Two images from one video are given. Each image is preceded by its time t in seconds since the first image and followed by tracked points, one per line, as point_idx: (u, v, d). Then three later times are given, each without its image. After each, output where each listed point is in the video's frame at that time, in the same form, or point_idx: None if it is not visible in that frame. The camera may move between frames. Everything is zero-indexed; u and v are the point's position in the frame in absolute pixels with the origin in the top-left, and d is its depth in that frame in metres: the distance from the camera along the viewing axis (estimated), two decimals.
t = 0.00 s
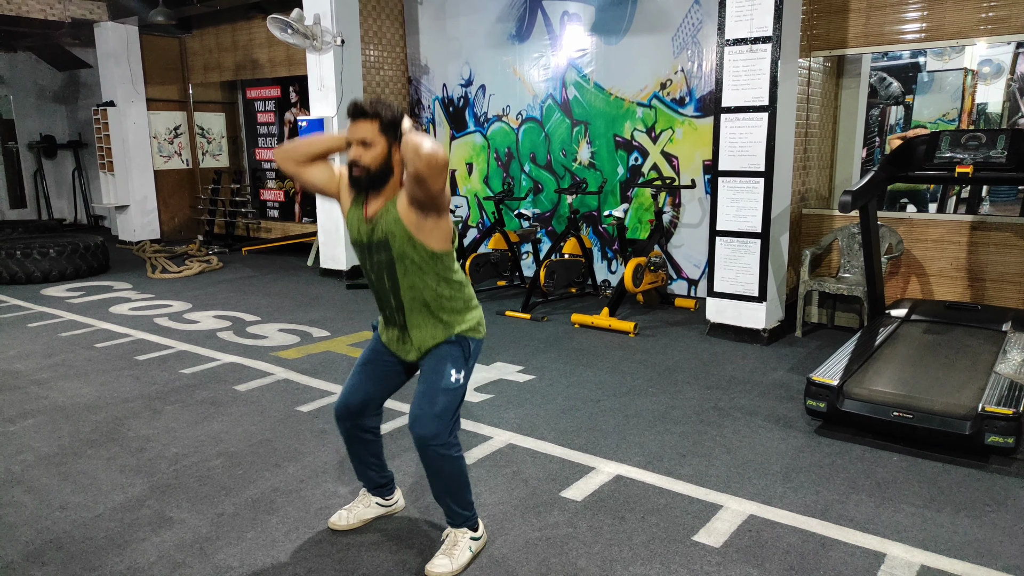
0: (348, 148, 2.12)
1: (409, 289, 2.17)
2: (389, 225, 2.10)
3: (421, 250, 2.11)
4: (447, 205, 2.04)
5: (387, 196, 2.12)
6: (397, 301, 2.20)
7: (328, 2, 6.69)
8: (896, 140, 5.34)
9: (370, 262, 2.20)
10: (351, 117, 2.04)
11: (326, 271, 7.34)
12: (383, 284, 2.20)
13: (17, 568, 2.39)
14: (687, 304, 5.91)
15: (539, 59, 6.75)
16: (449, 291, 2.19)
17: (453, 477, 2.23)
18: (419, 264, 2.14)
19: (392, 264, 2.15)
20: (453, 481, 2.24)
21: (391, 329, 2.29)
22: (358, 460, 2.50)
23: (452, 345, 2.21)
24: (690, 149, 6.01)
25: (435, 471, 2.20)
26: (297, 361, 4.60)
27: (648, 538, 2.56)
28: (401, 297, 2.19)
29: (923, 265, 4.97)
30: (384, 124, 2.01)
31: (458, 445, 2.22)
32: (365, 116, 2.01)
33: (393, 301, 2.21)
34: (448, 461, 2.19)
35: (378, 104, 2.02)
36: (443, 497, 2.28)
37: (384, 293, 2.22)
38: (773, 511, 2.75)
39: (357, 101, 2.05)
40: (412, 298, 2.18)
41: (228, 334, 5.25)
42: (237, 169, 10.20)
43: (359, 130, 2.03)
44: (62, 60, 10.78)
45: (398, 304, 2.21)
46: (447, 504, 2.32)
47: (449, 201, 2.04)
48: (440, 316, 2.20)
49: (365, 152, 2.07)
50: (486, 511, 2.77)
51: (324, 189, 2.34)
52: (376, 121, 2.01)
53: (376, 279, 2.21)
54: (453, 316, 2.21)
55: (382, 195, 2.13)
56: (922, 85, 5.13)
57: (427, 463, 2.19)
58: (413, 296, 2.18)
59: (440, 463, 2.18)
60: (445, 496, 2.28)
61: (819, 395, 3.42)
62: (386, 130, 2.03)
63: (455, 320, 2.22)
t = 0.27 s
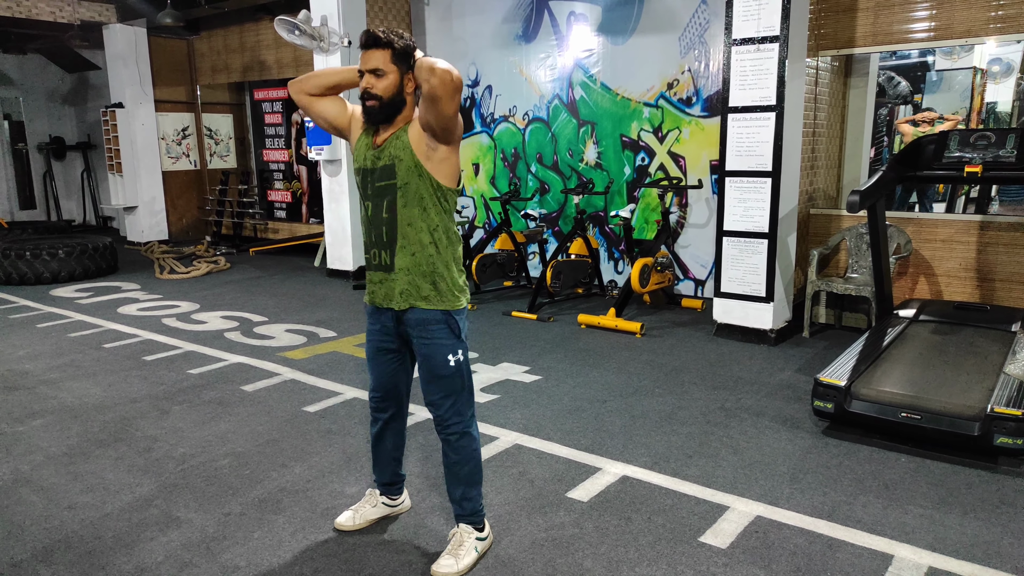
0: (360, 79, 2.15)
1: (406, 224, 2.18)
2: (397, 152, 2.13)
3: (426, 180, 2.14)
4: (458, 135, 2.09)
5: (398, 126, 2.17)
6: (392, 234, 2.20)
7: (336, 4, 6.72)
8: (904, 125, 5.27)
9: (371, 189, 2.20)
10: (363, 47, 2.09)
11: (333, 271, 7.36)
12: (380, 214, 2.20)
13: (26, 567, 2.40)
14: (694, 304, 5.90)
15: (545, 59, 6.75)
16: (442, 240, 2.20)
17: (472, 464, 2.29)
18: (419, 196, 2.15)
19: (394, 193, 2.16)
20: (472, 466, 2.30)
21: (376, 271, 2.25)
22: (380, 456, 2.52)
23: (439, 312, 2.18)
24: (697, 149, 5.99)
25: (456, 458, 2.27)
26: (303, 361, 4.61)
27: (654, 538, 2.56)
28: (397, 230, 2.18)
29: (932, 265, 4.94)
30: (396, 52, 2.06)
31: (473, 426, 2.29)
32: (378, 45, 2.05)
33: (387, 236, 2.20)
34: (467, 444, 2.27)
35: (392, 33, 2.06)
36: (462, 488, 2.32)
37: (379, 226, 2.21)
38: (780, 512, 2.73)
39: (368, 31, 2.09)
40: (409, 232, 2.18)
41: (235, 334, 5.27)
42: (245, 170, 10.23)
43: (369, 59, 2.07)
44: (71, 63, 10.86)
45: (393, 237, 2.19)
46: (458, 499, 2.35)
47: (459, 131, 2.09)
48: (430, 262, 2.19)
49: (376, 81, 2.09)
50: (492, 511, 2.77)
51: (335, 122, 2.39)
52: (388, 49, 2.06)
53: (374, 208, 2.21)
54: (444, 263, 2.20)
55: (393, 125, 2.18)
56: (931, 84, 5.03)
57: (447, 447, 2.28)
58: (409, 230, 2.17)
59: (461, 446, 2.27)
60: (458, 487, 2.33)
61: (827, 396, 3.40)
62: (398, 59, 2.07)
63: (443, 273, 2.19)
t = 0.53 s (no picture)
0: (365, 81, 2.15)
1: (403, 225, 2.18)
2: (401, 152, 2.14)
3: (428, 181, 2.16)
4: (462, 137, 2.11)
5: (402, 128, 2.18)
6: (387, 234, 2.18)
7: (334, 5, 6.72)
8: (903, 124, 5.26)
9: (371, 189, 2.20)
10: (368, 50, 2.09)
11: (332, 272, 7.36)
12: (378, 213, 2.19)
13: (25, 569, 2.40)
14: (693, 304, 5.90)
15: (544, 60, 6.75)
16: (437, 244, 2.21)
17: (473, 464, 2.29)
18: (420, 197, 2.17)
19: (394, 193, 2.17)
20: (473, 465, 2.30)
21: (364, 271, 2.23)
22: (381, 457, 2.52)
23: (427, 317, 2.18)
24: (697, 149, 5.99)
25: (457, 460, 2.27)
26: (303, 362, 4.61)
27: (654, 538, 2.56)
28: (393, 230, 2.18)
29: (931, 264, 4.94)
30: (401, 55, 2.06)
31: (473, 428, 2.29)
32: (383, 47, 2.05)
33: (381, 236, 2.19)
34: (467, 446, 2.27)
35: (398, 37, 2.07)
36: (462, 490, 2.32)
37: (373, 225, 2.20)
38: (780, 512, 2.73)
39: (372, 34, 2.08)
40: (405, 233, 2.18)
41: (235, 336, 5.27)
42: (244, 171, 10.23)
43: (374, 62, 2.07)
44: (70, 65, 10.86)
45: (388, 238, 2.19)
46: (457, 499, 2.34)
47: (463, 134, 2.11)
48: (423, 266, 2.19)
49: (381, 84, 2.09)
50: (491, 511, 2.77)
51: (338, 124, 2.36)
52: (393, 52, 2.06)
53: (372, 207, 2.20)
54: (436, 269, 2.20)
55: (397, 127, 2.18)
56: (929, 84, 5.03)
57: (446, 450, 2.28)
58: (407, 232, 2.18)
59: (461, 448, 2.26)
60: (458, 489, 2.32)
61: (826, 396, 3.40)
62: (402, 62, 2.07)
63: (434, 279, 2.19)
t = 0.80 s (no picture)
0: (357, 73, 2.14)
1: (399, 221, 2.16)
2: (393, 148, 2.13)
3: (421, 178, 2.15)
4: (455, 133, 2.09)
5: (393, 122, 2.17)
6: (384, 233, 2.18)
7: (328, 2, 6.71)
8: (897, 120, 5.24)
9: (366, 187, 2.20)
10: (360, 41, 2.08)
11: (328, 270, 7.35)
12: (373, 213, 2.19)
13: (20, 570, 2.39)
14: (690, 301, 5.91)
15: (539, 57, 6.74)
16: (435, 240, 2.20)
17: (470, 464, 2.29)
18: (414, 194, 2.15)
19: (388, 191, 2.16)
20: (471, 464, 2.30)
21: (368, 270, 2.24)
22: (374, 456, 2.52)
23: (432, 313, 2.19)
24: (692, 146, 5.99)
25: (454, 459, 2.27)
26: (299, 361, 4.61)
27: (650, 535, 2.56)
28: (389, 229, 2.17)
29: (926, 260, 4.95)
30: (393, 47, 2.06)
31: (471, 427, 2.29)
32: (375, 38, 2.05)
33: (379, 235, 2.19)
34: (465, 444, 2.27)
35: (390, 29, 2.07)
36: (459, 490, 2.32)
37: (370, 225, 2.20)
38: (776, 508, 2.74)
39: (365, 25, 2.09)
40: (402, 230, 2.17)
41: (230, 334, 5.26)
42: (239, 170, 10.21)
43: (366, 52, 2.07)
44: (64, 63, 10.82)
45: (385, 237, 2.18)
46: (454, 499, 2.34)
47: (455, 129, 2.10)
48: (422, 262, 2.18)
49: (373, 75, 2.09)
50: (488, 509, 2.77)
51: (331, 119, 2.37)
52: (385, 43, 2.06)
53: (368, 205, 2.20)
54: (435, 265, 2.19)
55: (388, 122, 2.17)
56: (924, 80, 5.03)
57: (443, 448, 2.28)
58: (403, 229, 2.17)
59: (458, 446, 2.26)
60: (455, 488, 2.32)
61: (822, 392, 3.41)
62: (395, 54, 2.06)
63: (435, 273, 2.19)
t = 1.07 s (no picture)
0: (347, 134, 2.10)
1: (410, 280, 2.15)
2: (390, 216, 2.08)
3: (422, 239, 2.11)
4: (449, 194, 2.03)
5: (386, 186, 2.10)
6: (397, 295, 2.18)
7: (328, 3, 6.71)
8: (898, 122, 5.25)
9: (368, 254, 2.16)
10: (349, 103, 2.03)
11: (328, 270, 7.35)
12: (383, 278, 2.17)
13: (21, 570, 2.40)
14: (689, 300, 5.91)
15: (539, 56, 6.74)
16: (448, 284, 2.20)
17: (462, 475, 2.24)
18: (420, 253, 2.13)
19: (392, 256, 2.13)
20: (464, 474, 2.23)
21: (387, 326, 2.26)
22: (365, 461, 2.51)
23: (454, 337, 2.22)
24: (692, 145, 5.99)
25: (447, 466, 2.20)
26: (298, 361, 4.61)
27: (651, 535, 2.56)
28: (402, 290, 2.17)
29: (926, 259, 4.95)
30: (383, 107, 2.00)
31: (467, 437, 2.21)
32: (364, 99, 2.00)
33: (392, 297, 2.19)
34: (459, 455, 2.19)
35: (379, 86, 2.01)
36: (455, 497, 2.28)
37: (383, 289, 2.19)
38: (776, 507, 2.74)
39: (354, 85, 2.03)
40: (415, 288, 2.16)
41: (230, 335, 5.26)
42: (239, 170, 10.21)
43: (356, 113, 2.02)
44: (63, 64, 10.82)
45: (400, 298, 2.18)
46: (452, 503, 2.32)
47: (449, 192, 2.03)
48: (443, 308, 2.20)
49: (364, 138, 2.05)
50: (488, 509, 2.77)
51: (322, 176, 2.32)
52: (375, 104, 2.00)
53: (374, 271, 2.18)
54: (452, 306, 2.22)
55: (382, 184, 2.10)
56: (924, 79, 5.05)
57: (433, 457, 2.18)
58: (415, 287, 2.16)
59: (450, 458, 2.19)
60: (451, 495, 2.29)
61: (822, 391, 3.41)
62: (385, 114, 2.01)
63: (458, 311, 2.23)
